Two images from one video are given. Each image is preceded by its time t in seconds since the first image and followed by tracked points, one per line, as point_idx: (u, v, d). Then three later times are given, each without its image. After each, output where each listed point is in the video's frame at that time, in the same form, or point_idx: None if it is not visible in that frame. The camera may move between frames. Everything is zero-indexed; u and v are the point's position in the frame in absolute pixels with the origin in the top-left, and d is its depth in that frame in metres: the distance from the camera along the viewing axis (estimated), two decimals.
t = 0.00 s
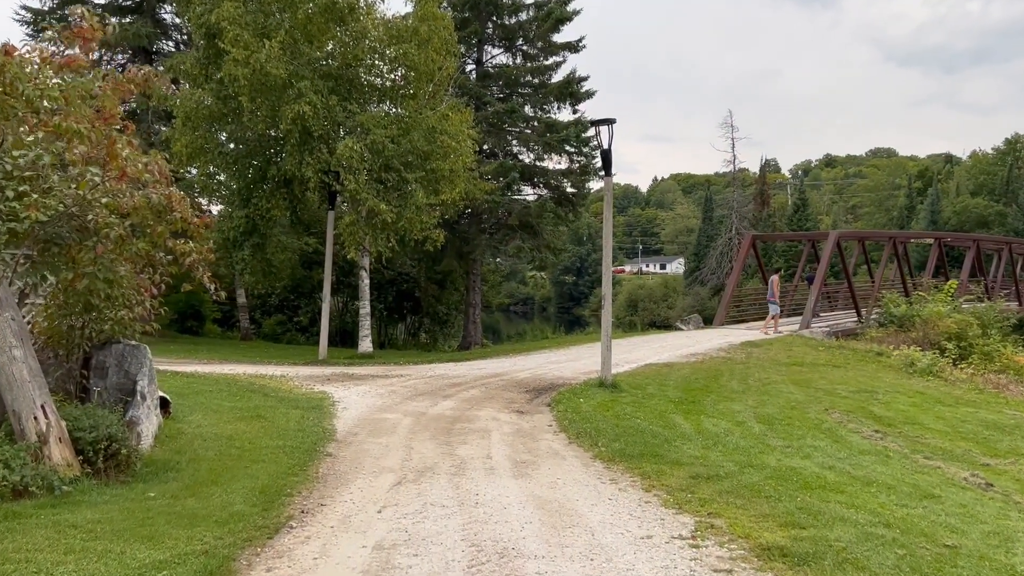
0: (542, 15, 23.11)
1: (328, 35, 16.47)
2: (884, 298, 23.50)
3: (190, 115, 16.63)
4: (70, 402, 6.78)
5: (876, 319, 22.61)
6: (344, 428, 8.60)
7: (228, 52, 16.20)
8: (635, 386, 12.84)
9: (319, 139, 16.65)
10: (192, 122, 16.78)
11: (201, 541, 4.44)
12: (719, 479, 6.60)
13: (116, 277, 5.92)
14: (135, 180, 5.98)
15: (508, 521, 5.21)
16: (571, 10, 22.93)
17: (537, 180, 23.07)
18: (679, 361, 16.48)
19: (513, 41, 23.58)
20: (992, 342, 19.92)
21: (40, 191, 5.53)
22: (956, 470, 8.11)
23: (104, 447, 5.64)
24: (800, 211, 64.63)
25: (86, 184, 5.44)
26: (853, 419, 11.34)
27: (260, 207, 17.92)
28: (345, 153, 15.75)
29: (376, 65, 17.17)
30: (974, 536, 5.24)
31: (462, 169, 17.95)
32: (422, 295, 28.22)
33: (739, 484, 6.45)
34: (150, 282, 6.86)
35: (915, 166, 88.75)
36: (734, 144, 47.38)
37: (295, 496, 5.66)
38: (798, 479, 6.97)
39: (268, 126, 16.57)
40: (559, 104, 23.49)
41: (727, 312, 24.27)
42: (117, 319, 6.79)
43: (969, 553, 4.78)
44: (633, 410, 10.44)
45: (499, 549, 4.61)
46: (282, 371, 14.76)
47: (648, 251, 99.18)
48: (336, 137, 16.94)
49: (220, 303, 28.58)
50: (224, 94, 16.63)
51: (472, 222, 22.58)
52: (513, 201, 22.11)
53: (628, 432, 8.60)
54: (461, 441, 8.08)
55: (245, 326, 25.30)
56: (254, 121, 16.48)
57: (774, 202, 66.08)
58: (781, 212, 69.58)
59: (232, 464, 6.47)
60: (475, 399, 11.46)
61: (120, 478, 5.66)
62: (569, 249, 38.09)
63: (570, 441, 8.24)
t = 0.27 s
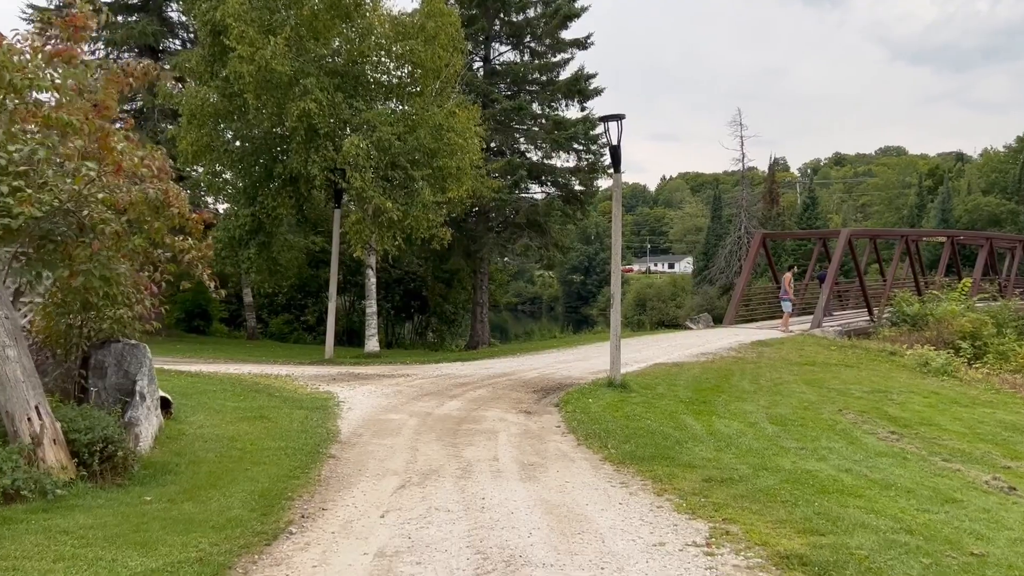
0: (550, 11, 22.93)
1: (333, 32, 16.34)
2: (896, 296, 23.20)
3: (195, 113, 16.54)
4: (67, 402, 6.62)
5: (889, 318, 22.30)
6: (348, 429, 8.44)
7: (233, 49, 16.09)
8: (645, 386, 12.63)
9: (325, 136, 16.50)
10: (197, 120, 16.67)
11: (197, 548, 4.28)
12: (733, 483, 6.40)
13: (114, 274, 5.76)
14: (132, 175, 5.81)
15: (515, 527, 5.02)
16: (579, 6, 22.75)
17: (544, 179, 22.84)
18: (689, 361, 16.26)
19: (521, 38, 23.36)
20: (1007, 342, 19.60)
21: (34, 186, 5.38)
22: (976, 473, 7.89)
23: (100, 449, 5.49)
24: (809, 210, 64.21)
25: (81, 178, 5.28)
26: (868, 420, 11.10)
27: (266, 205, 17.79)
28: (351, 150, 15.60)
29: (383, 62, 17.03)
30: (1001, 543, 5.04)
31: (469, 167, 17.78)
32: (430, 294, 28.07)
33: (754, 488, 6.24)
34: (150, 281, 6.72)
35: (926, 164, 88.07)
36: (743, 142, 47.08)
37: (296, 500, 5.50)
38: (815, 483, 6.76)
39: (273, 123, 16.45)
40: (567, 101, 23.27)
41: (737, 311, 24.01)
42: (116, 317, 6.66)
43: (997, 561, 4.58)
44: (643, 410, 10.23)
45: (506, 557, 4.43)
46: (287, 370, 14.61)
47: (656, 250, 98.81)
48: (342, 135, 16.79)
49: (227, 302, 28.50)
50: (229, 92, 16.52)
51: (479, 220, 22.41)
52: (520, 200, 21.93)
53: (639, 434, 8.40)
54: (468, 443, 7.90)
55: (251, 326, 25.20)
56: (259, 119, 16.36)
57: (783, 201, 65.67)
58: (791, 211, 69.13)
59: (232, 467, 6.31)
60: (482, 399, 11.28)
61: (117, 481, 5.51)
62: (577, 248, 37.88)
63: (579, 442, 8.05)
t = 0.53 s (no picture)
0: (561, 9, 22.72)
1: (342, 30, 16.21)
2: (911, 297, 22.86)
3: (203, 112, 16.48)
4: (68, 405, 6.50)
5: (904, 319, 21.96)
6: (355, 431, 8.28)
7: (241, 47, 16.00)
8: (657, 388, 12.42)
9: (333, 135, 16.38)
10: (205, 118, 16.60)
11: (193, 558, 4.13)
12: (749, 489, 6.19)
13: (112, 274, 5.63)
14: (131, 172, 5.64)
15: (524, 536, 4.85)
16: (590, 3, 22.55)
17: (554, 178, 22.66)
18: (701, 362, 16.03)
19: (531, 36, 23.19)
20: None
21: (31, 183, 5.24)
22: (1000, 480, 7.65)
23: (97, 453, 5.34)
24: (822, 209, 63.71)
25: (78, 175, 5.11)
26: (886, 423, 10.85)
27: (275, 205, 17.69)
28: (359, 149, 15.46)
29: (391, 60, 16.91)
30: None
31: (478, 166, 17.62)
32: (439, 294, 27.92)
33: (771, 495, 6.05)
34: (152, 281, 6.58)
35: (939, 164, 87.22)
36: (755, 142, 46.73)
37: (298, 507, 5.34)
38: (833, 489, 6.55)
39: (281, 122, 16.35)
40: (578, 100, 23.07)
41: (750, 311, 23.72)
42: (117, 317, 6.55)
43: None
44: (655, 413, 10.03)
45: (514, 568, 4.25)
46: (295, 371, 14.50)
47: (668, 250, 98.43)
48: (351, 133, 16.66)
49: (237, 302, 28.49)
50: (238, 90, 16.44)
51: (489, 219, 22.23)
52: (530, 199, 21.76)
53: (651, 437, 8.19)
54: (476, 446, 7.73)
55: (260, 326, 25.14)
56: (267, 117, 16.26)
57: (795, 201, 65.16)
58: (803, 210, 68.58)
59: (234, 471, 6.16)
60: (491, 400, 11.10)
61: (115, 487, 5.37)
62: (587, 249, 37.63)
63: (589, 446, 7.86)
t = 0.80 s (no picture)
0: (573, 6, 22.52)
1: (353, 28, 16.09)
2: (929, 298, 22.50)
3: (214, 110, 16.43)
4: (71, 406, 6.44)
5: (922, 320, 21.59)
6: (363, 433, 8.13)
7: (251, 45, 15.93)
8: (670, 390, 12.20)
9: (344, 133, 16.27)
10: (215, 117, 16.55)
11: (189, 567, 3.97)
12: (769, 496, 5.98)
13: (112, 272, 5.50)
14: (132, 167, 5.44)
15: (535, 544, 4.67)
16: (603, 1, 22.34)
17: (566, 177, 22.46)
18: (715, 363, 15.78)
19: (543, 34, 23.01)
20: None
21: (29, 179, 5.11)
22: None
23: (97, 456, 5.21)
24: (836, 209, 63.14)
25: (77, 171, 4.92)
26: (906, 427, 10.58)
27: (285, 204, 17.59)
28: (370, 148, 15.33)
29: (402, 59, 16.82)
30: None
31: (489, 165, 17.46)
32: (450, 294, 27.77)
33: (791, 502, 5.84)
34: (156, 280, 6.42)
35: (956, 164, 86.23)
36: (769, 141, 46.35)
37: (302, 512, 5.18)
38: (855, 496, 6.33)
39: (292, 120, 16.26)
40: (590, 98, 22.86)
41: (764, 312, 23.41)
42: (120, 317, 6.45)
43: None
44: (669, 415, 9.83)
45: None
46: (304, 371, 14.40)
47: (680, 250, 97.92)
48: (361, 132, 16.55)
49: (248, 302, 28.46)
50: (248, 89, 16.38)
51: (500, 219, 22.06)
52: (542, 198, 21.58)
53: (666, 441, 7.99)
54: (486, 449, 7.56)
55: (271, 326, 25.08)
56: (278, 116, 16.17)
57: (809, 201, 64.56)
58: (817, 211, 67.95)
59: (238, 475, 6.02)
60: (501, 402, 10.92)
61: (116, 491, 5.23)
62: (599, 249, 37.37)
63: (602, 449, 7.66)
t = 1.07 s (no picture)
0: (589, 4, 22.30)
1: (366, 26, 15.97)
2: (951, 299, 22.06)
3: (227, 110, 16.36)
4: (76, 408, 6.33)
5: (944, 322, 21.16)
6: (373, 436, 7.96)
7: (264, 43, 15.86)
8: (688, 393, 11.95)
9: (357, 132, 16.15)
10: (228, 116, 16.50)
11: None
12: (793, 505, 5.75)
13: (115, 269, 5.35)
14: (136, 162, 5.26)
15: (549, 556, 4.47)
16: None
17: (581, 176, 22.25)
18: (733, 366, 15.50)
19: (558, 32, 22.80)
20: None
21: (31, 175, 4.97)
22: None
23: (98, 460, 5.06)
24: (854, 210, 62.40)
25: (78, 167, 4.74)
26: (932, 432, 10.27)
27: (299, 203, 17.50)
28: (383, 146, 15.20)
29: (417, 57, 16.65)
30: None
31: (503, 164, 17.26)
32: (464, 295, 27.61)
33: (817, 511, 5.60)
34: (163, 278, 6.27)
35: (976, 164, 85.04)
36: (786, 141, 45.84)
37: (308, 519, 5.01)
38: (883, 505, 6.07)
39: (305, 119, 16.18)
40: (605, 97, 22.63)
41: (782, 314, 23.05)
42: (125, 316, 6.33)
43: None
44: (687, 419, 9.59)
45: None
46: (316, 371, 14.28)
47: (695, 251, 97.31)
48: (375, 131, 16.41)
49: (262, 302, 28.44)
50: (261, 87, 16.33)
51: (514, 219, 21.86)
52: (557, 198, 21.38)
53: (684, 446, 7.75)
54: (499, 453, 7.36)
55: (284, 326, 25.03)
56: (291, 114, 16.08)
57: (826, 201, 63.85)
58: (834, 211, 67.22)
59: (244, 479, 5.87)
60: (515, 404, 10.72)
61: (118, 495, 5.09)
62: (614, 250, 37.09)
63: (619, 454, 7.43)
